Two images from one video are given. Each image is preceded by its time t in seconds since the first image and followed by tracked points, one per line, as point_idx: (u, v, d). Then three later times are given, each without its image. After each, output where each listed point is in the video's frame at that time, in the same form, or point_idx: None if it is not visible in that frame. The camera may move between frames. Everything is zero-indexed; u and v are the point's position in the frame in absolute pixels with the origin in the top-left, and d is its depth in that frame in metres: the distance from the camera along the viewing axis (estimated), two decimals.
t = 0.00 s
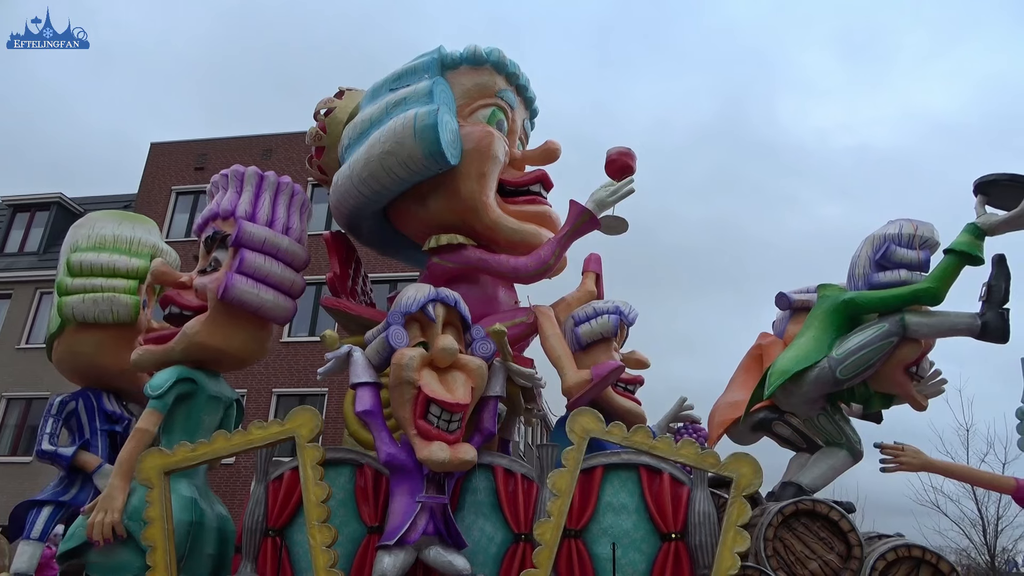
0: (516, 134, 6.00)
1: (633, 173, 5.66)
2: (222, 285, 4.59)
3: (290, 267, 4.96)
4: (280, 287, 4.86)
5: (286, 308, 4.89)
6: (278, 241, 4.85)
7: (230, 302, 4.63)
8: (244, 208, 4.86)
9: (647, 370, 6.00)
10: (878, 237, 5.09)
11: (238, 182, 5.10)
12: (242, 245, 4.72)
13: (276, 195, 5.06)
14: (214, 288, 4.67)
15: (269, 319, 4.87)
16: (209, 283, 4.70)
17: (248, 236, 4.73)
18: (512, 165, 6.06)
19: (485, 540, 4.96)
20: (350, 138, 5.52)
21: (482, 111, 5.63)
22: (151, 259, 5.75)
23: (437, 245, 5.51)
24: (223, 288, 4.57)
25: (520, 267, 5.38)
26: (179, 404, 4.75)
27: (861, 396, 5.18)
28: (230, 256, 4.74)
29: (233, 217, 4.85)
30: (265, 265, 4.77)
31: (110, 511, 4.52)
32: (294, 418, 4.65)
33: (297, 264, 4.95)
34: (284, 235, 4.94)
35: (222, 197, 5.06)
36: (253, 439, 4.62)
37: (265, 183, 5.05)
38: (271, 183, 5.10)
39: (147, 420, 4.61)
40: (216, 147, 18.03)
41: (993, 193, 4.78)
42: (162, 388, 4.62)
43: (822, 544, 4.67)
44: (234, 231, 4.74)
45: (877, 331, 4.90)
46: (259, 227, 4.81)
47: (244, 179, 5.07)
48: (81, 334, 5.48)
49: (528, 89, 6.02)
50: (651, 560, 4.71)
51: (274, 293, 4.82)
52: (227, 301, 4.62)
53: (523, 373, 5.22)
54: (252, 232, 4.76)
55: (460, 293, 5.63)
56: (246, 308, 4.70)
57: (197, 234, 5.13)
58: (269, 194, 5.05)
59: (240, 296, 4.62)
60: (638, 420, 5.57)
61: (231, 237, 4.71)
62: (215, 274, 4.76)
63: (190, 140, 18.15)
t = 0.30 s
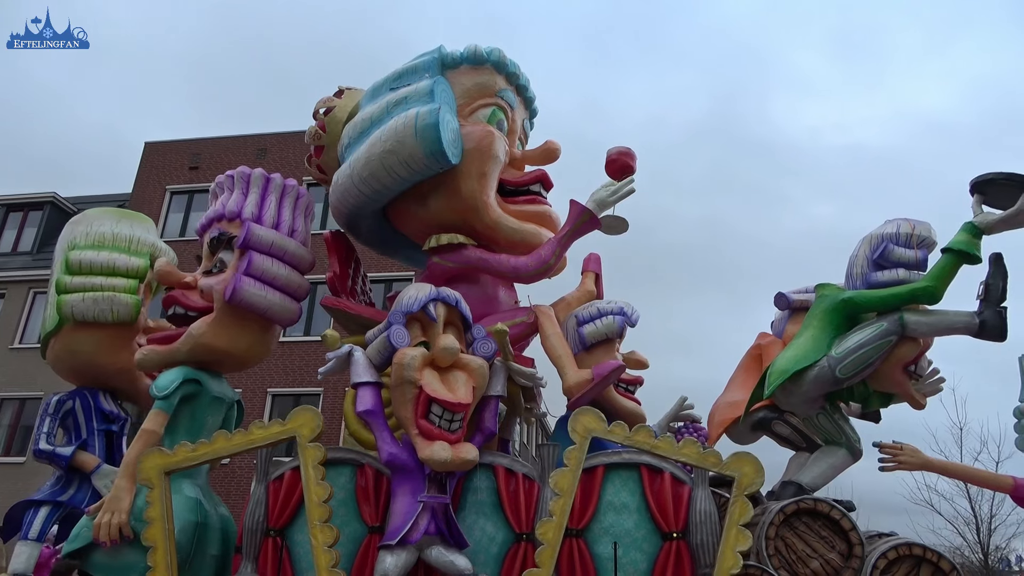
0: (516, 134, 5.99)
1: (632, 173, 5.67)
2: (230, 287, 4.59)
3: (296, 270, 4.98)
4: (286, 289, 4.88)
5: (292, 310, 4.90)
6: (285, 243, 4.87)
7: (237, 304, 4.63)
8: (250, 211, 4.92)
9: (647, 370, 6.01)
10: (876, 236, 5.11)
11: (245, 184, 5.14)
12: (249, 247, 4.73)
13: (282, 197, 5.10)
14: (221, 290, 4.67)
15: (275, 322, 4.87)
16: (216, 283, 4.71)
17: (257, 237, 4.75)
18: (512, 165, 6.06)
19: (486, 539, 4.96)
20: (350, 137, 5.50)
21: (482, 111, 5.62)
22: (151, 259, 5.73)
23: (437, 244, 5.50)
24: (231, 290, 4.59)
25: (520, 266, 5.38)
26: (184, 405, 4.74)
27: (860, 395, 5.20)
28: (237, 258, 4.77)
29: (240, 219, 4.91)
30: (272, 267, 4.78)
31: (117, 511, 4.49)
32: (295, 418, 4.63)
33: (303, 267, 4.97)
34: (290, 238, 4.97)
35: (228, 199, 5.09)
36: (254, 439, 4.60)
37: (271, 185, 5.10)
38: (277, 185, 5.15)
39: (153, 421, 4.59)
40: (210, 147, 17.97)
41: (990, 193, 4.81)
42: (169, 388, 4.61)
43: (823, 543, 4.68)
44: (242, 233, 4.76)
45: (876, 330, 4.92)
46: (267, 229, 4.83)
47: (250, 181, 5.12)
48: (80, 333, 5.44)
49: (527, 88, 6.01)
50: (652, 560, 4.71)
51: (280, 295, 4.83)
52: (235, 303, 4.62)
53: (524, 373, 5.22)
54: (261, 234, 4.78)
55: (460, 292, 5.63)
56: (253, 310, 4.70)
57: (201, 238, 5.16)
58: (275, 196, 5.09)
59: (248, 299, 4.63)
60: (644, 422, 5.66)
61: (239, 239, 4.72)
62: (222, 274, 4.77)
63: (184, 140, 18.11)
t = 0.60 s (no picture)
0: (517, 134, 5.98)
1: (634, 173, 5.67)
2: (237, 288, 4.58)
3: (300, 271, 4.98)
4: (291, 291, 4.88)
5: (297, 312, 4.90)
6: (291, 245, 4.89)
7: (244, 305, 4.62)
8: (255, 212, 4.92)
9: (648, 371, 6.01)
10: (878, 237, 5.12)
11: (248, 184, 5.13)
12: (256, 248, 4.73)
13: (286, 199, 5.12)
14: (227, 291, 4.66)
15: (280, 323, 4.87)
16: (222, 284, 4.72)
17: (263, 239, 4.75)
18: (513, 165, 6.05)
19: (488, 539, 4.96)
20: (351, 136, 5.46)
21: (484, 111, 5.61)
22: (150, 258, 5.68)
23: (438, 244, 5.49)
24: (238, 291, 4.56)
25: (522, 267, 5.37)
26: (188, 405, 4.72)
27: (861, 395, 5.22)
28: (243, 259, 4.77)
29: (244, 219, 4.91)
30: (277, 269, 4.79)
31: (124, 512, 4.47)
32: (298, 418, 4.61)
33: (307, 269, 4.98)
34: (295, 240, 4.99)
35: (231, 199, 5.09)
36: (256, 438, 4.58)
37: (276, 187, 5.12)
38: (281, 187, 5.17)
39: (159, 421, 4.57)
40: (205, 145, 17.90)
41: (992, 194, 4.82)
42: (175, 389, 4.59)
43: (825, 542, 4.69)
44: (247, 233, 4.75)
45: (878, 330, 4.93)
46: (273, 231, 4.84)
47: (254, 182, 5.12)
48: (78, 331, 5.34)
49: (529, 88, 5.99)
50: (655, 559, 4.72)
51: (286, 297, 4.83)
52: (241, 304, 4.61)
53: (526, 373, 5.22)
54: (267, 236, 4.79)
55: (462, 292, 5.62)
56: (259, 311, 4.69)
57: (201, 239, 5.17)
58: (279, 198, 5.10)
59: (255, 300, 4.62)
60: (646, 422, 5.68)
61: (245, 240, 4.71)
62: (228, 275, 4.77)
63: (180, 139, 18.06)
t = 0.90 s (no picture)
0: (520, 134, 5.98)
1: (638, 174, 5.68)
2: (244, 289, 4.58)
3: (304, 272, 5.00)
4: (296, 291, 4.89)
5: (301, 312, 4.92)
6: (296, 246, 4.93)
7: (251, 305, 4.63)
8: (260, 213, 4.95)
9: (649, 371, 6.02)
10: (879, 238, 5.14)
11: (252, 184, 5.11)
12: (262, 248, 4.74)
13: (290, 200, 5.15)
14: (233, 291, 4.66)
15: (284, 323, 4.88)
16: (228, 284, 4.71)
17: (269, 241, 4.77)
18: (516, 166, 6.05)
19: (490, 539, 4.95)
20: (356, 134, 5.43)
21: (488, 111, 5.61)
22: (150, 255, 5.37)
23: (441, 244, 5.47)
24: (246, 291, 4.57)
25: (525, 267, 5.38)
26: (193, 405, 4.71)
27: (861, 396, 5.24)
28: (249, 260, 4.78)
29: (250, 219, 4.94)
30: (283, 269, 4.80)
31: (131, 511, 4.46)
32: (301, 417, 4.58)
33: (311, 269, 5.01)
34: (299, 240, 5.02)
35: (235, 199, 5.08)
36: (259, 437, 4.56)
37: (281, 187, 5.15)
38: (285, 188, 5.20)
39: (165, 420, 4.57)
40: (200, 143, 17.82)
41: (994, 196, 4.85)
42: (180, 388, 4.59)
43: (828, 543, 4.71)
44: (253, 234, 4.76)
45: (880, 331, 4.95)
46: (279, 232, 4.88)
47: (258, 182, 5.10)
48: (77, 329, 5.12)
49: (532, 89, 6.00)
50: (657, 559, 4.73)
51: (291, 297, 4.84)
52: (248, 304, 4.61)
53: (529, 373, 5.22)
54: (273, 237, 4.81)
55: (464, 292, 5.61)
56: (266, 312, 4.70)
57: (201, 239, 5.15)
58: (283, 198, 5.13)
59: (262, 300, 4.64)
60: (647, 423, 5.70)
61: (252, 241, 4.71)
62: (233, 275, 4.77)
63: (175, 137, 17.98)
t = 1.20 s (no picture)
0: (520, 135, 5.97)
1: (637, 174, 5.68)
2: (250, 290, 4.55)
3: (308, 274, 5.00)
4: (300, 292, 4.88)
5: (305, 314, 4.90)
6: (301, 247, 4.93)
7: (256, 307, 4.61)
8: (265, 214, 4.99)
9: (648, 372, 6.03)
10: (874, 238, 5.16)
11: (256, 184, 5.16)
12: (267, 249, 4.73)
13: (294, 201, 5.17)
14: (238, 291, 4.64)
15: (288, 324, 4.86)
16: (233, 284, 4.70)
17: (276, 241, 4.75)
18: (517, 166, 6.05)
19: (490, 538, 4.94)
20: (358, 131, 5.38)
21: (491, 111, 5.60)
22: (148, 253, 5.34)
23: (442, 243, 5.47)
24: (252, 292, 4.55)
25: (526, 266, 5.37)
26: (196, 404, 4.69)
27: (858, 395, 5.27)
28: (254, 260, 4.77)
29: (254, 219, 4.97)
30: (288, 270, 4.79)
31: (135, 510, 4.47)
32: (302, 415, 4.56)
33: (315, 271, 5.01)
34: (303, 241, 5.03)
35: (238, 198, 5.08)
36: (259, 436, 4.54)
37: (285, 188, 5.17)
38: (289, 189, 5.22)
39: (169, 420, 4.53)
40: (194, 141, 17.74)
41: (987, 196, 4.86)
42: (186, 387, 4.56)
43: (828, 542, 4.73)
44: (259, 234, 4.74)
45: (876, 330, 4.97)
46: (284, 231, 4.87)
47: (263, 183, 5.16)
48: (75, 326, 5.05)
49: (533, 90, 6.01)
50: (657, 559, 4.73)
51: (296, 299, 4.83)
52: (253, 306, 4.59)
53: (529, 372, 5.22)
54: (279, 237, 4.79)
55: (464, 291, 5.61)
56: (270, 313, 4.68)
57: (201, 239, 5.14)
58: (287, 199, 5.15)
59: (268, 301, 4.61)
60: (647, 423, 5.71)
61: (258, 241, 4.70)
62: (237, 275, 4.76)
63: (169, 134, 17.90)
